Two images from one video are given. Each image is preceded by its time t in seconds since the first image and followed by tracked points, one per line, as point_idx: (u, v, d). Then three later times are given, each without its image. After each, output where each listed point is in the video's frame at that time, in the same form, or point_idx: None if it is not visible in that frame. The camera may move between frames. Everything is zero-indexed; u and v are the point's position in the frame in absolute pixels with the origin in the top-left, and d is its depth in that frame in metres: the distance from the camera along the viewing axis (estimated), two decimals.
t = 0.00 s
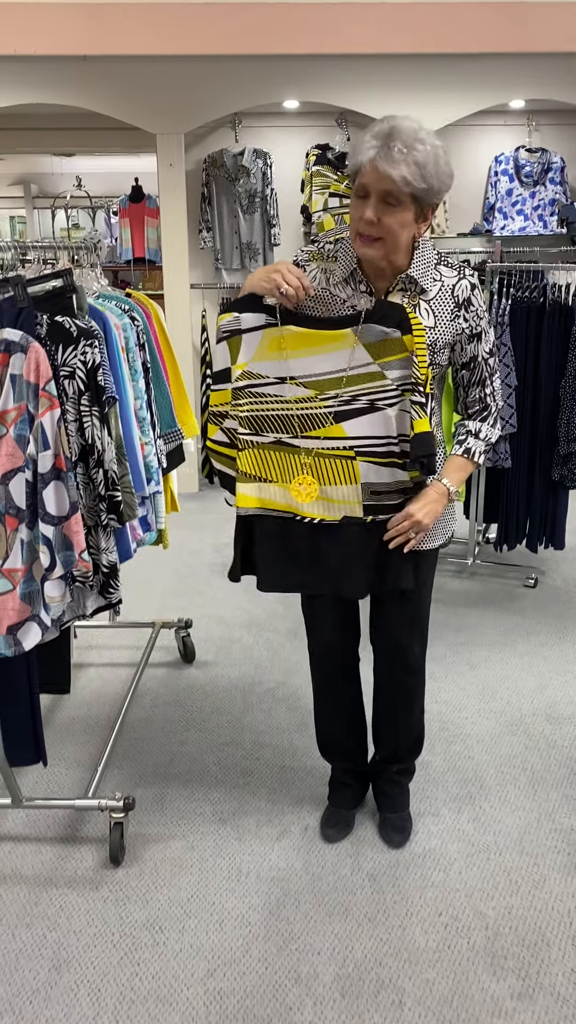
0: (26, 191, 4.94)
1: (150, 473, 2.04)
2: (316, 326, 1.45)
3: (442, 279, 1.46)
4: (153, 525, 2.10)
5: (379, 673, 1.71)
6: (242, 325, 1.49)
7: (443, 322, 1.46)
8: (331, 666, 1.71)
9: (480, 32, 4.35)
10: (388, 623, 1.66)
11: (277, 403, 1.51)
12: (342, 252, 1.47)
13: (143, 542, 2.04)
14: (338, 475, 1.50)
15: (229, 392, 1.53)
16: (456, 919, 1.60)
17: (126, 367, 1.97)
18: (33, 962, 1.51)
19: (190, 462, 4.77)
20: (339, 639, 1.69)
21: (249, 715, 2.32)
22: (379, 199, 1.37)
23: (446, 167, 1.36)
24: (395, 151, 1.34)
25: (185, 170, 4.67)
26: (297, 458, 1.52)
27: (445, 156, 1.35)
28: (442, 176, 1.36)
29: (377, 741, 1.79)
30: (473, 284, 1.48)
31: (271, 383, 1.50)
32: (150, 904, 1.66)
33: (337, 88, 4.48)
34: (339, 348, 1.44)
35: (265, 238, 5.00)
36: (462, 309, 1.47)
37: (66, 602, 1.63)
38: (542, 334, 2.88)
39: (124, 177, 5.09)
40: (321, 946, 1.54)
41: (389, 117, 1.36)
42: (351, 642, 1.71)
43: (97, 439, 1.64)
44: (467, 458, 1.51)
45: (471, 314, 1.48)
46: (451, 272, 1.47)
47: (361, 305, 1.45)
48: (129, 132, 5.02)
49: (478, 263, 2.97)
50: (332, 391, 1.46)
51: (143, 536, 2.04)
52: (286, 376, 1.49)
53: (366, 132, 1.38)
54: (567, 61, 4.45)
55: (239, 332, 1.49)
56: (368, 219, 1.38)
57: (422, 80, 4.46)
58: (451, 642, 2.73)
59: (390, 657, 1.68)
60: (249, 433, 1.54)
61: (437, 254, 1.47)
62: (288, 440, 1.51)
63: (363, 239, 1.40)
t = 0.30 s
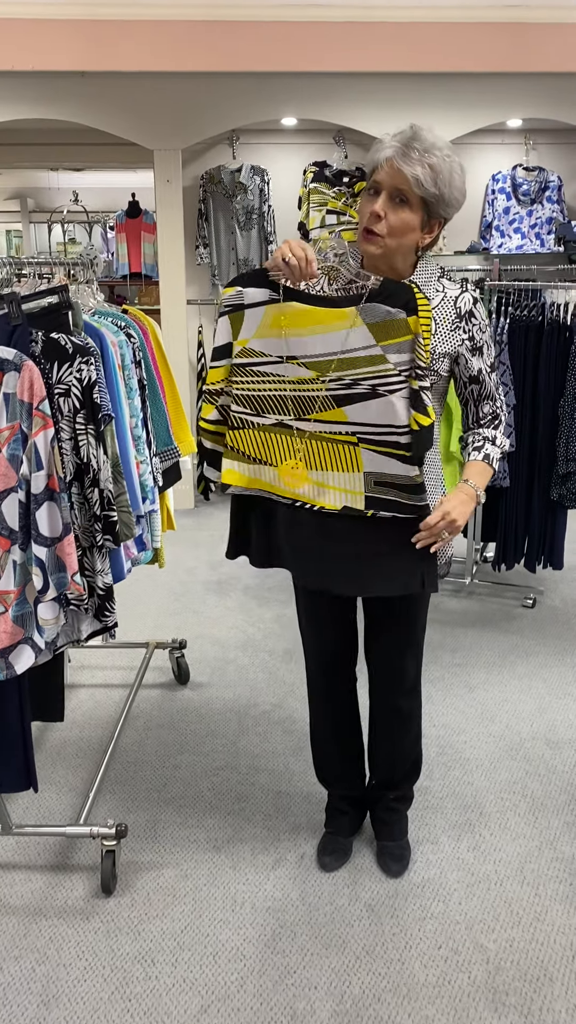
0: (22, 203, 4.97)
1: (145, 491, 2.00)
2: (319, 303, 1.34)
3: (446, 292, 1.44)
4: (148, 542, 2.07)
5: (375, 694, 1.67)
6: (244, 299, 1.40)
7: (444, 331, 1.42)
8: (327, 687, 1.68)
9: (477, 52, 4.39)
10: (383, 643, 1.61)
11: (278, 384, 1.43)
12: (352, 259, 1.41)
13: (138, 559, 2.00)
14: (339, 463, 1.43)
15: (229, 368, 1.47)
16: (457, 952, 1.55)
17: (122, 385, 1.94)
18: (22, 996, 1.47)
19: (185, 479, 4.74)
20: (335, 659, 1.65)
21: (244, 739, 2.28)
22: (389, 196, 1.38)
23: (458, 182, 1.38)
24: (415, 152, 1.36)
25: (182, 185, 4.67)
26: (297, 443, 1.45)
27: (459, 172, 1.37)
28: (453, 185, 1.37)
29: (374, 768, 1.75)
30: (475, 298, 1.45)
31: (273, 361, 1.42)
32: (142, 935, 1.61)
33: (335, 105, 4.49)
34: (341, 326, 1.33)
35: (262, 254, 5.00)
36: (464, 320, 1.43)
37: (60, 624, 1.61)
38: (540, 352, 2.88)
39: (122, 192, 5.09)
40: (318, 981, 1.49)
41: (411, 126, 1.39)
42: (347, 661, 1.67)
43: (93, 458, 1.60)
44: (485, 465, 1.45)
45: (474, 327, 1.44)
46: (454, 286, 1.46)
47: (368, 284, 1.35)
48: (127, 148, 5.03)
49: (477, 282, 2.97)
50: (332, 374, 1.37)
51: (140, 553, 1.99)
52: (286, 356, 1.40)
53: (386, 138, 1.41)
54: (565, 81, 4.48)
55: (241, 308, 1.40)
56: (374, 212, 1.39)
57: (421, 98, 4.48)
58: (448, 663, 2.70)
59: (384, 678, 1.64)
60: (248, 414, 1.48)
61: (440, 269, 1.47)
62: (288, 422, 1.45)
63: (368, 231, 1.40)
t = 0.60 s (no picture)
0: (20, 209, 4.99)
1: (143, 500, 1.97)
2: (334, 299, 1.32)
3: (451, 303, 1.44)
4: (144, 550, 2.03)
5: (374, 711, 1.66)
6: (254, 300, 1.36)
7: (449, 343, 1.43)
8: (326, 706, 1.66)
9: (476, 60, 4.40)
10: (381, 661, 1.60)
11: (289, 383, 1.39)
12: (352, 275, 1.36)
13: (134, 567, 1.98)
14: (355, 461, 1.41)
15: (242, 372, 1.39)
16: (457, 969, 1.53)
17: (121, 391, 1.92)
18: (15, 1011, 1.44)
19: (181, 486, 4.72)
20: (333, 678, 1.64)
21: (241, 750, 2.25)
22: (392, 209, 1.37)
23: (461, 194, 1.37)
24: (417, 163, 1.34)
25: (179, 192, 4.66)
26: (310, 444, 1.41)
27: (461, 184, 1.36)
28: (455, 198, 1.36)
29: (372, 781, 1.73)
30: (478, 311, 1.46)
31: (286, 362, 1.38)
32: (137, 951, 1.58)
33: (334, 113, 4.49)
34: (359, 323, 1.31)
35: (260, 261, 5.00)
36: (469, 333, 1.44)
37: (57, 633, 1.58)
38: (539, 361, 2.87)
39: (119, 198, 5.08)
40: (316, 997, 1.46)
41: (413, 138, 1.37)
42: (345, 680, 1.66)
43: (89, 466, 1.59)
44: (490, 470, 1.44)
45: (477, 338, 1.45)
46: (458, 299, 1.46)
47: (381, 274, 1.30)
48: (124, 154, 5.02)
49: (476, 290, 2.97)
50: (348, 370, 1.36)
51: (134, 562, 1.98)
52: (302, 355, 1.37)
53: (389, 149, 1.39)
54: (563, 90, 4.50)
55: (252, 309, 1.36)
56: (378, 225, 1.38)
57: (419, 106, 4.50)
58: (447, 673, 2.68)
59: (383, 693, 1.62)
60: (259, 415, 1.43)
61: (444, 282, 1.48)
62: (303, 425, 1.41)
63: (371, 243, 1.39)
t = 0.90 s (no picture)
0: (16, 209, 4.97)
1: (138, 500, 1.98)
2: (332, 295, 1.32)
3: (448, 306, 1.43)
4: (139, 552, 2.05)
5: (370, 712, 1.65)
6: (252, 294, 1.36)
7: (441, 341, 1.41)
8: (323, 708, 1.66)
9: (473, 63, 4.41)
10: (378, 662, 1.59)
11: (287, 380, 1.41)
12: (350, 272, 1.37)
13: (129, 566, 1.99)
14: (352, 457, 1.43)
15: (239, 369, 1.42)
16: (452, 971, 1.52)
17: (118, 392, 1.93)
18: (8, 1014, 1.43)
19: (176, 486, 4.72)
20: (332, 681, 1.64)
21: (236, 751, 2.25)
22: (386, 209, 1.37)
23: (451, 187, 1.37)
24: (403, 160, 1.34)
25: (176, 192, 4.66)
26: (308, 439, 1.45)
27: (451, 176, 1.36)
28: (447, 191, 1.36)
29: (367, 782, 1.73)
30: (473, 313, 1.45)
31: (284, 357, 1.39)
32: (131, 952, 1.57)
33: (331, 115, 4.50)
34: (358, 320, 1.32)
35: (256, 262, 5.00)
36: (462, 333, 1.43)
37: (51, 634, 1.57)
38: (535, 363, 2.88)
39: (115, 199, 5.07)
40: (310, 999, 1.46)
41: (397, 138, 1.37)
42: (343, 682, 1.65)
43: (82, 467, 1.59)
44: (477, 480, 1.43)
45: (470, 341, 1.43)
46: (453, 299, 1.45)
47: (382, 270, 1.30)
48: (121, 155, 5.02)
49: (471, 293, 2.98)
50: (346, 367, 1.37)
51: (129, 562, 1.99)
52: (301, 352, 1.38)
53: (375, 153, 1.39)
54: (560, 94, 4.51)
55: (250, 303, 1.36)
56: (375, 226, 1.37)
57: (416, 109, 4.51)
58: (442, 674, 2.69)
59: (380, 694, 1.62)
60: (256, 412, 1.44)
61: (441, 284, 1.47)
62: (302, 419, 1.43)
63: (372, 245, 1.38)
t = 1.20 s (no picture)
0: (14, 208, 4.92)
1: (136, 497, 1.98)
2: (317, 256, 1.27)
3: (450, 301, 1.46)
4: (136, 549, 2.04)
5: (368, 704, 1.65)
6: (237, 260, 1.33)
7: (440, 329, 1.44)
8: (322, 698, 1.66)
9: (471, 63, 4.42)
10: (377, 656, 1.60)
11: (276, 348, 1.38)
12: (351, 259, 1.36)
13: (125, 565, 1.99)
14: (347, 426, 1.40)
15: (225, 336, 1.40)
16: (448, 968, 1.53)
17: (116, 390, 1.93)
18: (5, 1008, 1.43)
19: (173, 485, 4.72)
20: (330, 671, 1.64)
21: (232, 749, 2.25)
22: (384, 208, 1.37)
23: (445, 179, 1.37)
24: (396, 156, 1.34)
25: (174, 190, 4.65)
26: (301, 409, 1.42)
27: (445, 170, 1.36)
28: (444, 185, 1.36)
29: (363, 778, 1.73)
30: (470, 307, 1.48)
31: (272, 324, 1.36)
32: (128, 949, 1.57)
33: (329, 113, 4.50)
34: (345, 280, 1.27)
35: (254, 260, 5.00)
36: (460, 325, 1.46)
37: (47, 632, 1.57)
38: (532, 361, 2.89)
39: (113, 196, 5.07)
40: (307, 995, 1.46)
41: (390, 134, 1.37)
42: (341, 672, 1.65)
43: (79, 464, 1.59)
44: (482, 470, 1.44)
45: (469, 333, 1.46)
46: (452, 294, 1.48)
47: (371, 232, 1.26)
48: (118, 152, 5.01)
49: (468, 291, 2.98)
50: (336, 330, 1.32)
51: (126, 558, 1.99)
52: (289, 316, 1.34)
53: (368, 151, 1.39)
54: (556, 94, 4.53)
55: (235, 271, 1.34)
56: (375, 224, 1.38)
57: (413, 107, 4.51)
58: (438, 672, 2.69)
59: (379, 689, 1.63)
60: (248, 382, 1.44)
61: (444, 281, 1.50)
62: (294, 390, 1.41)
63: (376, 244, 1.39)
